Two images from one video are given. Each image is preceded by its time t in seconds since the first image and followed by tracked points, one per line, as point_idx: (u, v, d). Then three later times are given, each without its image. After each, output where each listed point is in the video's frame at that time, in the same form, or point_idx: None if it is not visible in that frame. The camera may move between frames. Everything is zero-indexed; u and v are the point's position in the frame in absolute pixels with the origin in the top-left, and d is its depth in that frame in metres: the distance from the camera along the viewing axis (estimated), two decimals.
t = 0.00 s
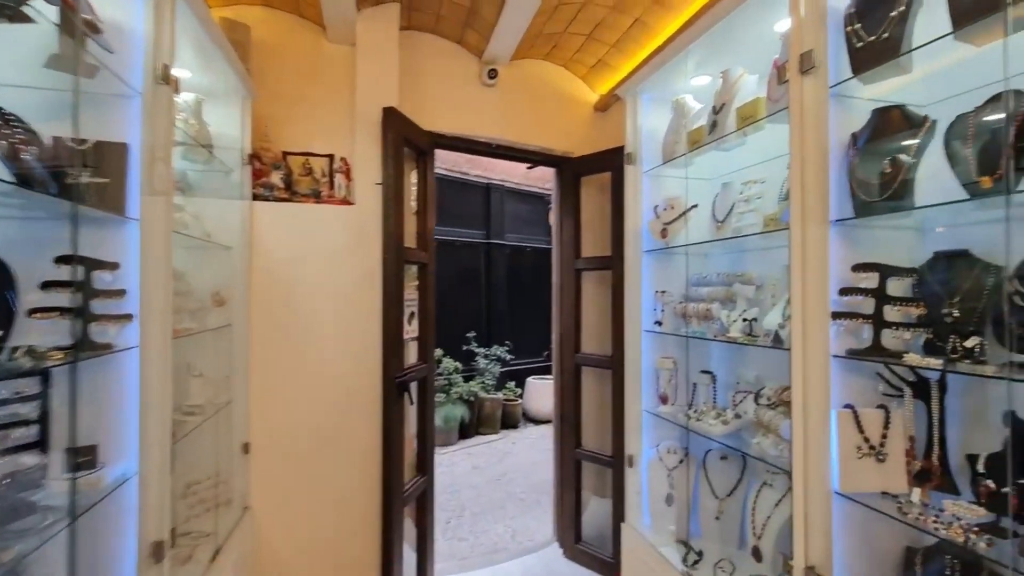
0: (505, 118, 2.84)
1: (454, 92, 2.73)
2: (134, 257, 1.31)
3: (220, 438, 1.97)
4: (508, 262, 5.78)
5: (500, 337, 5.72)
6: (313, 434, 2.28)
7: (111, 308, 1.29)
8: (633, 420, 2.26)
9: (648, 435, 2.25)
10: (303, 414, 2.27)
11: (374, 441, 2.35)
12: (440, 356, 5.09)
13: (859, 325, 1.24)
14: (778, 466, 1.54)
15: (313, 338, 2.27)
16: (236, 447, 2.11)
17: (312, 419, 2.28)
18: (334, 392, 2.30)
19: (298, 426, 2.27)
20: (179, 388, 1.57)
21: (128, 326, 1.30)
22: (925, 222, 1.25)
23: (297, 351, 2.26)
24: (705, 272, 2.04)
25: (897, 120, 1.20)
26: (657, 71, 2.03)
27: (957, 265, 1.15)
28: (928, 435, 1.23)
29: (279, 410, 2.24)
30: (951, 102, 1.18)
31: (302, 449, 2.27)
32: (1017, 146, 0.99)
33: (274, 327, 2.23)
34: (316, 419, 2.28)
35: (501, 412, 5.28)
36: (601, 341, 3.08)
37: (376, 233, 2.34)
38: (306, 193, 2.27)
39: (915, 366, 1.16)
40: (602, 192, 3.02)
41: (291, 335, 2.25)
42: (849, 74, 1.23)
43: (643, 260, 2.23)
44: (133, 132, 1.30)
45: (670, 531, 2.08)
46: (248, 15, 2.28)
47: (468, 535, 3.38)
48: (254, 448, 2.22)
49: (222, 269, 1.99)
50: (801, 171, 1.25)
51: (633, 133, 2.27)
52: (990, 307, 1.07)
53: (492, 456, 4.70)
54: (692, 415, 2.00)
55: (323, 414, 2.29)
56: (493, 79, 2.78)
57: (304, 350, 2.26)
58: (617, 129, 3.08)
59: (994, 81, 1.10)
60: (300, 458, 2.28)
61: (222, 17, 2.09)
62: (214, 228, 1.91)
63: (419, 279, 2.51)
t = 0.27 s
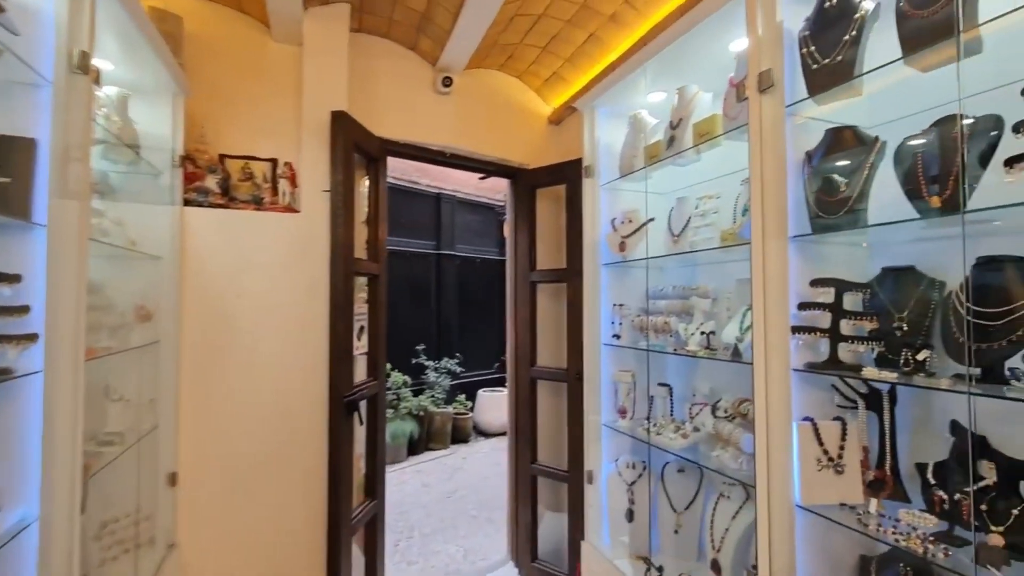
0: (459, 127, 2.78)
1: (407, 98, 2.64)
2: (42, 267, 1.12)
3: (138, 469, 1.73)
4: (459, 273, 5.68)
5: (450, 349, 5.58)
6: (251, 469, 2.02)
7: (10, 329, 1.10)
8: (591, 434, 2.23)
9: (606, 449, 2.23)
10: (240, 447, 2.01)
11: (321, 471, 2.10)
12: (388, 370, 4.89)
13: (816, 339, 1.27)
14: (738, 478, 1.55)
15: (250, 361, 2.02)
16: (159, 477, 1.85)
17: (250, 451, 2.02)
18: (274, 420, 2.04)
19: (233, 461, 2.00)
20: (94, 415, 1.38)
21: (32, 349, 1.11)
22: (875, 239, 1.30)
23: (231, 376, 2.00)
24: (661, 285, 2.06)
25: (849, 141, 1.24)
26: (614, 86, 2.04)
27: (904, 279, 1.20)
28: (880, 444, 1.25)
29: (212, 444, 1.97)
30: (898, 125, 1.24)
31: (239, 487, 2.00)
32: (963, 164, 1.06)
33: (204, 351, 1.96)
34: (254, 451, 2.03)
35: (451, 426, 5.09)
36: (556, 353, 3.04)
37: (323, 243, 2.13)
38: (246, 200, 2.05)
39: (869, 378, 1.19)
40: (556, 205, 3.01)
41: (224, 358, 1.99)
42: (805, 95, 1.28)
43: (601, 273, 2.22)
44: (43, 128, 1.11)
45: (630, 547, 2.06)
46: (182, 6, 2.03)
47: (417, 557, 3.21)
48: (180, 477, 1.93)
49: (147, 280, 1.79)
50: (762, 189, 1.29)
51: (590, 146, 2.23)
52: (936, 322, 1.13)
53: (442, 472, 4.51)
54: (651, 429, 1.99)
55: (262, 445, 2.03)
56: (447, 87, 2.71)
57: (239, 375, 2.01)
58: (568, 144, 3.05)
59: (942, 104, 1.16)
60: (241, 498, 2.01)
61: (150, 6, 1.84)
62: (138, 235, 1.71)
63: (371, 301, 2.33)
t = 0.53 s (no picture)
0: (427, 133, 2.72)
1: (373, 102, 2.56)
2: None
3: (68, 497, 1.53)
4: (422, 281, 5.56)
5: (412, 359, 5.44)
6: (201, 502, 1.79)
7: None
8: (563, 446, 2.19)
9: (579, 461, 2.20)
10: (189, 478, 1.78)
11: (279, 500, 1.89)
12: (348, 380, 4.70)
13: (791, 349, 1.30)
14: (712, 488, 1.55)
15: (201, 381, 1.80)
16: (96, 505, 1.63)
17: (200, 483, 1.79)
18: (227, 446, 1.83)
19: (181, 494, 1.77)
20: (21, 436, 1.24)
21: None
22: (842, 250, 1.34)
23: (178, 398, 1.77)
24: (631, 294, 2.08)
25: (821, 157, 1.29)
26: (587, 95, 2.03)
27: (872, 291, 1.26)
28: (851, 453, 1.27)
29: (155, 475, 1.74)
30: (868, 139, 1.30)
31: (188, 524, 1.77)
32: (933, 179, 1.10)
33: (147, 371, 1.73)
34: (205, 484, 1.80)
35: (413, 435, 4.88)
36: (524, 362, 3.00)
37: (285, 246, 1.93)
38: (198, 203, 1.87)
39: (842, 388, 1.22)
40: (525, 213, 2.99)
41: (170, 377, 1.76)
42: (779, 109, 1.33)
43: (573, 282, 2.19)
44: None
45: (603, 560, 2.03)
46: None
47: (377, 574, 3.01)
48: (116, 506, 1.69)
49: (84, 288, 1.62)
50: (739, 200, 1.33)
51: (563, 156, 2.21)
52: (904, 332, 1.17)
53: (404, 485, 4.31)
54: (625, 441, 1.98)
55: (213, 475, 1.81)
56: (415, 91, 2.65)
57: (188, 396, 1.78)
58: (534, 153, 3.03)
59: (914, 119, 1.22)
60: (187, 538, 1.77)
61: None
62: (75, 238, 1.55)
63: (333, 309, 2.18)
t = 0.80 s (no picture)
0: (405, 139, 2.68)
1: (350, 106, 2.51)
2: None
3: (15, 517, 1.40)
4: (393, 289, 5.46)
5: (382, 368, 5.32)
6: (160, 524, 1.67)
7: None
8: (541, 459, 2.15)
9: (557, 473, 2.18)
10: (145, 503, 1.66)
11: (244, 524, 1.76)
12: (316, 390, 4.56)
13: (772, 363, 1.33)
14: (692, 500, 1.55)
15: (160, 396, 1.68)
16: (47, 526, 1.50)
17: (158, 503, 1.67)
18: (189, 466, 1.70)
19: (137, 519, 1.64)
20: None
21: None
22: (817, 266, 1.38)
23: (135, 415, 1.65)
24: (609, 306, 2.09)
25: (800, 173, 1.34)
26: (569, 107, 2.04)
27: (848, 306, 1.28)
28: (828, 465, 1.30)
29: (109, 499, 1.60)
30: (844, 157, 1.35)
31: (143, 552, 1.64)
32: (911, 196, 1.16)
33: (102, 386, 1.61)
34: (164, 505, 1.67)
35: (383, 447, 4.78)
36: (499, 372, 2.96)
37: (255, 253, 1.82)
38: (162, 205, 1.77)
39: (821, 402, 1.26)
40: (502, 222, 2.97)
41: (127, 393, 1.64)
42: (760, 126, 1.37)
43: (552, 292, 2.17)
44: None
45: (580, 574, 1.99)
46: None
47: None
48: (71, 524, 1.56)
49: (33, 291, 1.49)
50: (721, 214, 1.37)
51: (544, 166, 2.21)
52: (880, 347, 1.21)
53: (372, 498, 4.15)
54: (605, 453, 1.97)
55: (172, 497, 1.68)
56: (393, 97, 2.60)
57: (146, 413, 1.66)
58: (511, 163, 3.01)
59: (890, 138, 1.27)
60: (144, 564, 1.64)
61: None
62: (23, 238, 1.43)
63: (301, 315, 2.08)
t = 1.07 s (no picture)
0: (377, 143, 2.63)
1: (321, 107, 2.44)
2: None
3: None
4: (361, 294, 5.34)
5: (349, 375, 5.18)
6: (107, 547, 1.52)
7: None
8: (514, 470, 2.11)
9: (529, 484, 2.14)
10: (92, 524, 1.50)
11: (202, 546, 1.63)
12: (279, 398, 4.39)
13: (744, 373, 1.36)
14: (665, 510, 1.55)
15: (111, 411, 1.54)
16: None
17: (106, 523, 1.52)
18: (142, 482, 1.57)
19: (79, 546, 1.48)
20: None
21: None
22: (787, 277, 1.42)
23: (82, 427, 1.50)
24: (582, 314, 2.09)
25: (772, 188, 1.38)
26: (545, 116, 2.05)
27: (816, 318, 1.32)
28: (796, 474, 1.32)
29: (47, 524, 1.44)
30: (812, 172, 1.40)
31: None
32: (877, 213, 1.21)
33: (43, 397, 1.45)
34: (113, 525, 1.52)
35: (348, 457, 4.65)
36: (470, 381, 2.92)
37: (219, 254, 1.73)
38: (117, 205, 1.64)
39: (790, 412, 1.28)
40: (475, 229, 2.96)
41: (71, 404, 1.49)
42: (733, 140, 1.40)
43: (526, 301, 2.16)
44: None
45: None
46: None
47: None
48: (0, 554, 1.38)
49: None
50: (694, 225, 1.38)
51: (519, 173, 2.21)
52: (845, 359, 1.25)
53: (336, 510, 4.01)
54: (578, 463, 1.95)
55: (122, 516, 1.54)
56: (366, 99, 2.56)
57: (93, 426, 1.51)
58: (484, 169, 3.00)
59: (855, 156, 1.32)
60: None
61: None
62: None
63: (267, 321, 2.00)
